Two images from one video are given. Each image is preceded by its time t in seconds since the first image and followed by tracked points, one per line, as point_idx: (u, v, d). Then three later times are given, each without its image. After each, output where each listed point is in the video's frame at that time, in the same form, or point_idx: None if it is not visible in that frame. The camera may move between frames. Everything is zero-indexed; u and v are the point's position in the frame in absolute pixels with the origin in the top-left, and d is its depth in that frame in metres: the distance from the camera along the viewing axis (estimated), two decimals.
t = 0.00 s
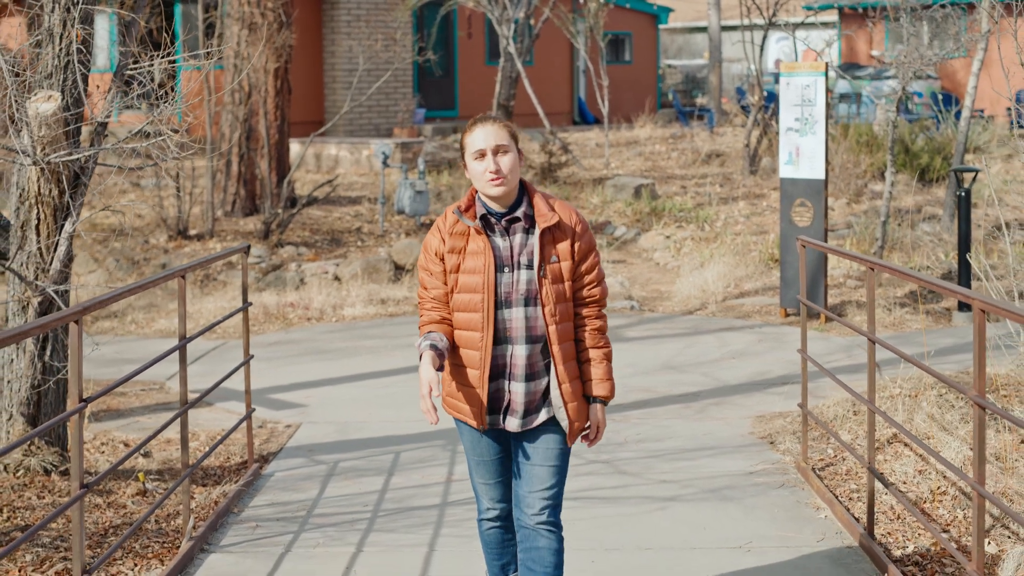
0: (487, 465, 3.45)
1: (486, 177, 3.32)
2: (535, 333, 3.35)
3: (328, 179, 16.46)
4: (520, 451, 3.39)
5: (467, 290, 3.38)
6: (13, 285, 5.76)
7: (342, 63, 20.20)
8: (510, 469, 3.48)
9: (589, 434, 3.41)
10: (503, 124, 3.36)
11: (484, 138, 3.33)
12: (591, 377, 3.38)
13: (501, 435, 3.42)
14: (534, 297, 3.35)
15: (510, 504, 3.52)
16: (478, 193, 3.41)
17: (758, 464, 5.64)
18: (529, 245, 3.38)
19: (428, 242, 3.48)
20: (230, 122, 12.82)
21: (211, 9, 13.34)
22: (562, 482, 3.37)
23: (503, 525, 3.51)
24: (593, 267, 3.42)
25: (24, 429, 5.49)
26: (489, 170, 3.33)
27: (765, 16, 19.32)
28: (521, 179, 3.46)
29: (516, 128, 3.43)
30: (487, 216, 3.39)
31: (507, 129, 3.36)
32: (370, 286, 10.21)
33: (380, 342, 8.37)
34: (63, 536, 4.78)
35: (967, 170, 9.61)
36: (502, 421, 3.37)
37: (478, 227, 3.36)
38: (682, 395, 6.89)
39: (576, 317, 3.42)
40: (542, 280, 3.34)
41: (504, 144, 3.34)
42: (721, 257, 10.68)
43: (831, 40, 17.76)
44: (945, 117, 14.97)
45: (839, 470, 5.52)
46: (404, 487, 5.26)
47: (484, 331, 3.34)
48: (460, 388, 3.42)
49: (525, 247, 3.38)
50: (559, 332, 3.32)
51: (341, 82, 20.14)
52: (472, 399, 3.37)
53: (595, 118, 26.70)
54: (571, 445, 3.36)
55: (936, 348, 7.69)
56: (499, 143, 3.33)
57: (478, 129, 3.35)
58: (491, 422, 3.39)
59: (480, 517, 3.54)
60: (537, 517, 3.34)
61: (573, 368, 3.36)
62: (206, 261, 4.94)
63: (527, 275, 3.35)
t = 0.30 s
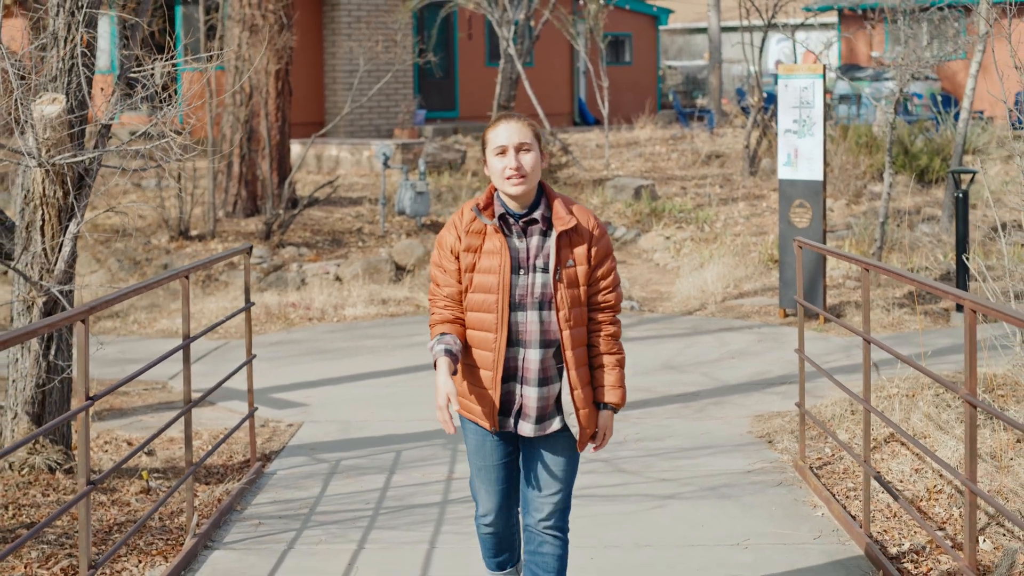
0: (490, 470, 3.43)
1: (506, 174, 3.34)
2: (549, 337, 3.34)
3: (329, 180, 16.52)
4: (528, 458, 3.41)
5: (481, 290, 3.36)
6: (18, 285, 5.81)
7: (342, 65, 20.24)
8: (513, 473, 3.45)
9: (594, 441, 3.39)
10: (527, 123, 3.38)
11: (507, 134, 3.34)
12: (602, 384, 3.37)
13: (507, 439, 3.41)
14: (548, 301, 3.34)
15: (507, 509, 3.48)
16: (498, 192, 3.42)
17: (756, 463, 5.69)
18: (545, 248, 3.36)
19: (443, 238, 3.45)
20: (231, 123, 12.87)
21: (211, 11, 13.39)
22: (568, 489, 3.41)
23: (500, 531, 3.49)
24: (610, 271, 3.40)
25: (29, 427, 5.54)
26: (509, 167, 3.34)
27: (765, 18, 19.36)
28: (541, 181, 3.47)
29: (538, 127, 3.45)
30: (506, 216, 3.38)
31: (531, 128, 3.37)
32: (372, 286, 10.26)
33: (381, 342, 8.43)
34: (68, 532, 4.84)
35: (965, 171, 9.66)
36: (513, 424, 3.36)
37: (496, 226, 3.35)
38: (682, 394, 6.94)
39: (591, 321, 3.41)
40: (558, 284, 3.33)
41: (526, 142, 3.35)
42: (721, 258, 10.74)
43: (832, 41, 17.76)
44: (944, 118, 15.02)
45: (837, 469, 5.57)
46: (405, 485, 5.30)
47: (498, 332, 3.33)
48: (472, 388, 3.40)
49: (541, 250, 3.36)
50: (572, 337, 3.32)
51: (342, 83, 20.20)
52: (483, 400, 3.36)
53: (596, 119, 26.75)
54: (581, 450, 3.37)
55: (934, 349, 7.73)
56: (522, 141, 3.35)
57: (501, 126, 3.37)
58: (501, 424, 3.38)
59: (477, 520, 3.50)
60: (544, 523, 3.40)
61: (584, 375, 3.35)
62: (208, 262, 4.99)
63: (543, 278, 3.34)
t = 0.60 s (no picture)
0: (494, 470, 3.35)
1: (520, 165, 3.35)
2: (557, 327, 3.34)
3: (329, 181, 16.56)
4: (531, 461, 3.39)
5: (491, 279, 3.35)
6: (22, 285, 5.86)
7: (342, 66, 20.29)
8: (514, 476, 3.38)
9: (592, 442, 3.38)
10: (541, 115, 3.39)
11: (521, 126, 3.34)
12: (604, 382, 3.37)
13: (511, 434, 3.35)
14: (558, 291, 3.34)
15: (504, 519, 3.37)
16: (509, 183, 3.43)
17: (754, 462, 5.74)
18: (557, 239, 3.37)
19: (452, 229, 3.42)
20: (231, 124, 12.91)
21: (212, 12, 13.45)
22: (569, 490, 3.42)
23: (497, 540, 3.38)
24: (618, 268, 3.43)
25: (32, 426, 5.59)
26: (523, 158, 3.35)
27: (764, 20, 19.41)
28: (554, 177, 3.49)
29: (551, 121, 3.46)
30: (518, 205, 3.39)
31: (545, 120, 3.39)
32: (372, 287, 10.31)
33: (382, 342, 8.47)
34: (72, 530, 4.88)
35: (963, 173, 9.69)
36: (517, 417, 3.32)
37: (509, 214, 3.36)
38: (680, 394, 6.98)
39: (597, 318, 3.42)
40: (568, 276, 3.34)
41: (539, 134, 3.36)
42: (720, 259, 10.78)
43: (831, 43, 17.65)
44: (943, 119, 15.07)
45: (834, 468, 5.61)
46: (405, 483, 5.35)
47: (507, 321, 3.31)
48: (477, 380, 3.34)
49: (552, 241, 3.37)
50: (580, 329, 3.32)
51: (341, 84, 20.25)
52: (488, 392, 3.31)
53: (596, 121, 26.81)
54: (577, 446, 3.36)
55: (931, 349, 7.78)
56: (536, 132, 3.35)
57: (515, 117, 3.37)
58: (505, 418, 3.32)
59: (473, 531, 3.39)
60: (548, 527, 3.40)
61: (588, 370, 3.36)
62: (209, 262, 5.03)
63: (553, 268, 3.34)
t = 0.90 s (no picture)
0: (500, 464, 3.32)
1: (518, 171, 3.34)
2: (554, 335, 3.34)
3: (329, 182, 16.60)
4: (531, 466, 3.40)
5: (486, 285, 3.34)
6: (25, 284, 5.90)
7: (342, 67, 20.34)
8: (517, 473, 3.35)
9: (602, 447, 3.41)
10: (539, 121, 3.39)
11: (519, 132, 3.34)
12: (607, 391, 3.38)
13: (512, 436, 3.34)
14: (555, 298, 3.34)
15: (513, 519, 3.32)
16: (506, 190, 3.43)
17: (752, 462, 5.77)
18: (553, 245, 3.36)
19: (449, 235, 3.42)
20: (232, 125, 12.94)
21: (213, 13, 13.48)
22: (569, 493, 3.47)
23: (504, 540, 3.30)
24: (617, 274, 3.43)
25: (35, 424, 5.64)
26: (521, 164, 3.34)
27: (764, 21, 19.45)
28: (552, 183, 3.48)
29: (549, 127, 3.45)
30: (514, 212, 3.38)
31: (543, 126, 3.38)
32: (371, 288, 10.34)
33: (382, 343, 8.50)
34: (74, 528, 4.92)
35: (961, 175, 9.73)
36: (519, 425, 3.32)
37: (506, 220, 3.35)
38: (679, 395, 7.02)
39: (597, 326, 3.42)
40: (566, 283, 3.33)
41: (537, 140, 3.36)
42: (718, 260, 10.82)
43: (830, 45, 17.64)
44: (941, 121, 15.12)
45: (831, 468, 5.66)
46: (405, 483, 5.38)
47: (501, 327, 3.30)
48: (470, 387, 3.34)
49: (549, 247, 3.36)
50: (578, 337, 3.32)
51: (341, 85, 20.30)
52: (483, 399, 3.30)
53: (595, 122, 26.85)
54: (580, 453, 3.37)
55: (928, 351, 7.82)
56: (533, 138, 3.35)
57: (513, 123, 3.37)
58: (506, 424, 3.33)
59: (478, 532, 3.32)
60: (550, 530, 3.45)
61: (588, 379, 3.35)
62: (209, 261, 5.08)
63: (550, 275, 3.34)
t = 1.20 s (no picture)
0: (495, 490, 3.35)
1: (506, 183, 3.35)
2: (552, 345, 3.36)
3: (329, 186, 16.67)
4: (530, 482, 3.44)
5: (480, 300, 3.36)
6: (30, 287, 5.96)
7: (342, 71, 20.41)
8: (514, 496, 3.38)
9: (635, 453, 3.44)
10: (523, 132, 3.40)
11: (505, 144, 3.35)
12: (615, 399, 3.42)
13: (510, 453, 3.37)
14: (551, 310, 3.36)
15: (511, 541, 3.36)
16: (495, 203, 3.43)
17: (749, 464, 5.84)
18: (546, 257, 3.39)
19: (437, 251, 3.43)
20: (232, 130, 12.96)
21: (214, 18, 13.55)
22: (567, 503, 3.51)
23: (504, 561, 3.35)
24: (612, 283, 3.46)
25: (39, 426, 5.68)
26: (508, 176, 3.35)
27: (762, 27, 19.54)
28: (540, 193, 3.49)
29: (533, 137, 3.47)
30: (505, 225, 3.39)
31: (527, 137, 3.39)
32: (371, 292, 10.40)
33: (381, 346, 8.56)
34: (78, 527, 4.97)
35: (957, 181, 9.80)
36: (520, 440, 3.35)
37: (496, 234, 3.36)
38: (676, 398, 7.08)
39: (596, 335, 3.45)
40: (561, 294, 3.36)
41: (523, 150, 3.37)
42: (716, 265, 10.89)
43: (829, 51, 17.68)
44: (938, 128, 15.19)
45: (827, 471, 5.73)
46: (405, 484, 5.44)
47: (497, 343, 3.32)
48: (468, 404, 3.35)
49: (542, 259, 3.39)
50: (575, 348, 3.35)
51: (341, 90, 20.37)
52: (482, 416, 3.31)
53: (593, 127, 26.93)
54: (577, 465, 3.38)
55: (923, 356, 7.89)
56: (519, 150, 3.36)
57: (498, 136, 3.38)
58: (508, 440, 3.35)
59: (477, 556, 3.35)
60: (552, 541, 3.49)
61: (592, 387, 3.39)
62: (210, 267, 5.14)
63: (546, 287, 3.36)
